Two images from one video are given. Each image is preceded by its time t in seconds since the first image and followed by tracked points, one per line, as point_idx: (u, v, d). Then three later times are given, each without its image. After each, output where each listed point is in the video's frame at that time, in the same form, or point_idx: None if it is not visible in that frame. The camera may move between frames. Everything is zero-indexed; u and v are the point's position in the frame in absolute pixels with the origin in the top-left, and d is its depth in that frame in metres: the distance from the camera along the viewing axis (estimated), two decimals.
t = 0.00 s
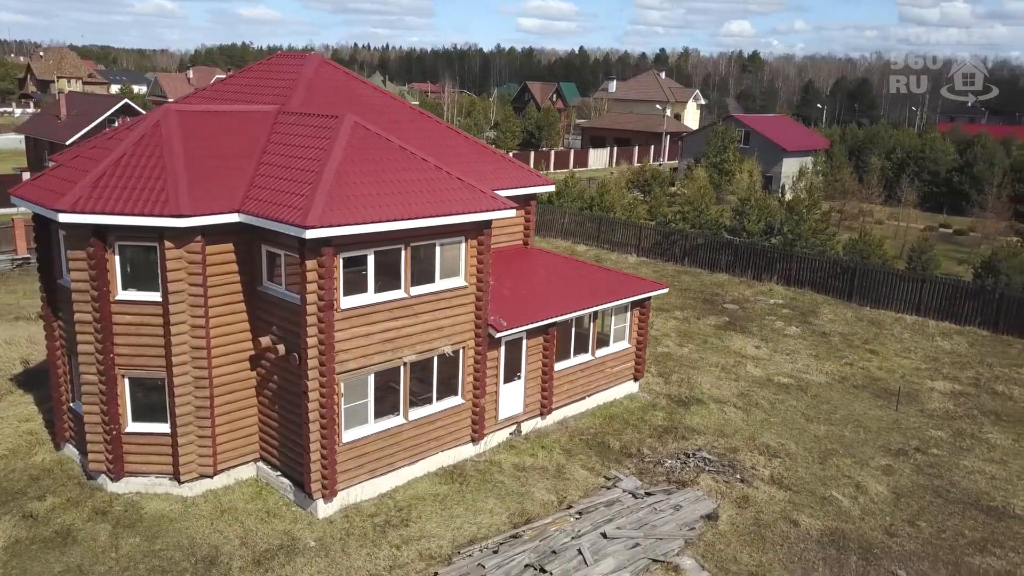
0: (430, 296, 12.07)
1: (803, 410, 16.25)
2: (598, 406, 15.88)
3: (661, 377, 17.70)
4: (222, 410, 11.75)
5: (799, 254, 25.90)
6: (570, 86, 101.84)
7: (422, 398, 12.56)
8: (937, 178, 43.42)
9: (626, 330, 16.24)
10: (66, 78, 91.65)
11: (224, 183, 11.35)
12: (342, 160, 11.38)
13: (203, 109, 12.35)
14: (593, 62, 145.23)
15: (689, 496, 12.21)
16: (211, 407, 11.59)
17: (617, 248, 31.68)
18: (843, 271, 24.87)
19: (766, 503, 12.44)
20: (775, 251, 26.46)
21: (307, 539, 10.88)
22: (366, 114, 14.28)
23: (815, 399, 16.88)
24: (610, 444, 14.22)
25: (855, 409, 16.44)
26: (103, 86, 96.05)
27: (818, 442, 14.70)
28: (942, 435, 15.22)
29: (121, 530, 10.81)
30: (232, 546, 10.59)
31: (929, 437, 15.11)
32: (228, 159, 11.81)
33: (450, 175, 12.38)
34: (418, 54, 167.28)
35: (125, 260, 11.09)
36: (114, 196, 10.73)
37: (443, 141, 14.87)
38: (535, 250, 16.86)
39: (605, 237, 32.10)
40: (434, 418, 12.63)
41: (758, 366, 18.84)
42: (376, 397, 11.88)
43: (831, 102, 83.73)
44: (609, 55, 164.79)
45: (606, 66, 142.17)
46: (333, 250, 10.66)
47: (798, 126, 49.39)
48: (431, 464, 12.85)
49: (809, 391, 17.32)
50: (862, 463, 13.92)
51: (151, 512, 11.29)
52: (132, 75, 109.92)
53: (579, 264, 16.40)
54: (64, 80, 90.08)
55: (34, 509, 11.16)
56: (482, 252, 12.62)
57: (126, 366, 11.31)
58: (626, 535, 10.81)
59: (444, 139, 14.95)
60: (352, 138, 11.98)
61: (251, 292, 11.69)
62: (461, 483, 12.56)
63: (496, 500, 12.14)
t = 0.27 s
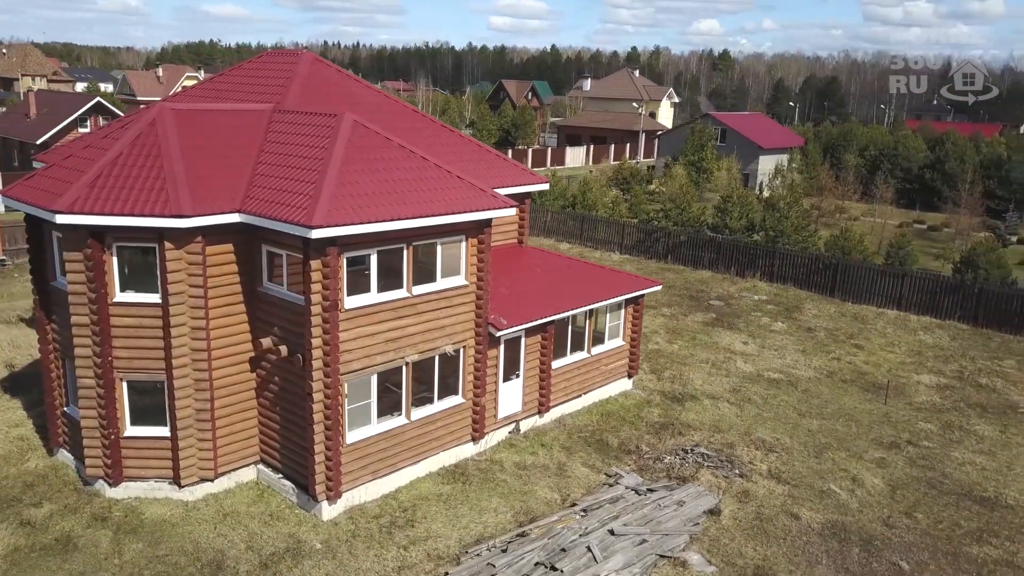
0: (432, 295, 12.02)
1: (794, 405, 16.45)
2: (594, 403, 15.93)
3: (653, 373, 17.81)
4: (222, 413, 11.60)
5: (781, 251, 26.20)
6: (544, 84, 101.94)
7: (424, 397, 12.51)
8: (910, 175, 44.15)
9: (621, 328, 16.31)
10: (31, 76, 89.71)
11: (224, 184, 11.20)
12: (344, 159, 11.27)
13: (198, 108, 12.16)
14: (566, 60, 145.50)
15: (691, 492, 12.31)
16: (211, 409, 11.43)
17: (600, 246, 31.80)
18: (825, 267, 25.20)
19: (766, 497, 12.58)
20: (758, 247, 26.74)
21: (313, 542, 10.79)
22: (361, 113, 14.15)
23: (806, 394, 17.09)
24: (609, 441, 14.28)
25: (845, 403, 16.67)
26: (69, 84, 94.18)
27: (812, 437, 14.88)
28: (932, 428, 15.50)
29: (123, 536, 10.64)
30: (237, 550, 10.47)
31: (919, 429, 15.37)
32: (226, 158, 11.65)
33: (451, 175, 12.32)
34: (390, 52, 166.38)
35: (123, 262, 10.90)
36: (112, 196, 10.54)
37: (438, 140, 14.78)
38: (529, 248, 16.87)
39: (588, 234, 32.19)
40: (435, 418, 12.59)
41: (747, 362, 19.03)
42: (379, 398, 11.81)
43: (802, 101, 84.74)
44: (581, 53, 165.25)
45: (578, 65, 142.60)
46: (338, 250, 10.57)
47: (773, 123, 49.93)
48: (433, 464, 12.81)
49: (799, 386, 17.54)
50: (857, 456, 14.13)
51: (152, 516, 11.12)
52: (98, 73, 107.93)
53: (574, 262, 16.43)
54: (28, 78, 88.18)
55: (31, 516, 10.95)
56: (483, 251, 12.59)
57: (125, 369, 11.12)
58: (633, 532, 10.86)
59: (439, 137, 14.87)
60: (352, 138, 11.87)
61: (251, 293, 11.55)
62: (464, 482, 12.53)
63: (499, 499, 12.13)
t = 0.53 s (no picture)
0: (435, 296, 11.96)
1: (789, 401, 16.62)
2: (591, 402, 15.97)
3: (648, 372, 17.89)
4: (224, 417, 11.45)
5: (766, 249, 26.47)
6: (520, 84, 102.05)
7: (427, 398, 12.45)
8: (885, 173, 44.83)
9: (617, 327, 16.36)
10: None
11: (225, 185, 11.05)
12: (347, 159, 11.18)
13: (196, 108, 11.98)
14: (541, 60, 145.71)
15: (695, 489, 12.38)
16: (214, 413, 11.28)
17: (585, 245, 31.90)
18: (809, 264, 25.50)
19: (768, 493, 12.69)
20: (743, 245, 26.98)
21: (321, 545, 10.69)
22: (358, 113, 14.04)
23: (799, 390, 17.28)
24: (609, 440, 14.31)
25: (838, 399, 16.88)
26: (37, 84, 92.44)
27: (808, 432, 15.05)
28: (924, 422, 15.74)
29: (127, 543, 10.46)
30: (244, 556, 10.34)
31: (912, 424, 15.61)
32: (226, 159, 11.49)
33: (453, 175, 12.27)
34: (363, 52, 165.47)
35: (124, 264, 10.72)
36: (113, 197, 10.35)
37: (436, 140, 14.70)
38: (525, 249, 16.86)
39: (573, 234, 32.28)
40: (438, 419, 12.53)
41: (739, 359, 19.19)
42: (384, 399, 11.73)
43: (775, 100, 85.70)
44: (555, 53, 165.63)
45: (553, 66, 142.97)
46: (345, 251, 10.48)
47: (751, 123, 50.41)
48: (436, 466, 12.75)
49: (791, 383, 17.73)
50: (854, 451, 14.31)
51: (154, 523, 10.95)
52: (66, 73, 106.05)
53: (569, 261, 16.45)
54: None
55: (31, 524, 10.74)
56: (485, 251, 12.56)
57: (125, 373, 10.94)
58: (642, 530, 10.88)
59: (436, 137, 14.79)
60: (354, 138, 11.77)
61: (254, 296, 11.41)
62: (468, 483, 12.50)
63: (505, 499, 12.12)
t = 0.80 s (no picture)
0: (441, 296, 11.91)
1: (784, 398, 16.78)
2: (589, 402, 16.00)
3: (643, 371, 17.97)
4: (229, 420, 11.30)
5: (752, 247, 26.71)
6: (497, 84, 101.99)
7: (432, 400, 12.39)
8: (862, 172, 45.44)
9: (614, 326, 16.40)
10: None
11: (229, 186, 10.91)
12: (353, 160, 11.08)
13: (196, 108, 11.80)
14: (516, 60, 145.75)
15: (700, 486, 12.46)
16: (219, 417, 11.13)
17: (571, 245, 31.95)
18: (795, 263, 25.77)
19: (771, 489, 12.81)
20: (729, 244, 27.19)
21: (331, 549, 10.60)
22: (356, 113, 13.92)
23: (792, 387, 17.46)
24: (611, 439, 14.35)
25: (831, 395, 17.07)
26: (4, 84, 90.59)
27: (806, 429, 15.21)
28: (917, 418, 15.97)
29: (132, 550, 10.29)
30: (254, 561, 10.22)
31: (905, 420, 15.83)
32: (228, 160, 11.34)
33: (457, 175, 12.21)
34: (337, 52, 164.36)
35: (126, 267, 10.55)
36: (116, 199, 10.17)
37: (434, 140, 14.62)
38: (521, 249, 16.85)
39: (559, 233, 32.32)
40: (443, 420, 12.47)
41: (732, 357, 19.33)
42: (390, 401, 11.65)
43: (750, 101, 86.53)
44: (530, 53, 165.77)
45: (528, 66, 143.12)
46: (353, 252, 10.39)
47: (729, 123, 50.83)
48: (440, 467, 12.69)
49: (785, 380, 17.90)
50: (851, 447, 14.48)
51: (159, 529, 10.79)
52: (34, 73, 104.10)
53: (566, 261, 16.47)
54: None
55: (32, 533, 10.53)
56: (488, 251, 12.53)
57: (128, 378, 10.75)
58: (652, 528, 10.91)
59: (434, 137, 14.71)
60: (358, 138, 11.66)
61: (258, 298, 11.28)
62: (474, 484, 12.46)
63: (512, 499, 12.10)
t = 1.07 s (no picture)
0: (444, 298, 11.83)
1: (776, 396, 16.93)
2: (585, 402, 16.02)
3: (635, 370, 18.03)
4: (231, 426, 11.12)
5: (735, 246, 26.94)
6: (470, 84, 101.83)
7: (435, 403, 12.31)
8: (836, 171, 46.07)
9: (609, 326, 16.44)
10: None
11: (230, 189, 10.74)
12: (356, 161, 10.96)
13: (193, 109, 11.60)
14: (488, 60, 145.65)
15: (703, 485, 12.52)
16: (221, 423, 10.95)
17: (554, 245, 31.99)
18: (778, 261, 26.04)
19: (771, 486, 12.92)
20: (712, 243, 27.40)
21: (339, 556, 10.48)
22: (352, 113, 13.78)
23: (783, 385, 17.63)
24: (610, 439, 14.37)
25: (822, 393, 17.27)
26: None
27: (800, 426, 15.36)
28: (908, 414, 16.21)
29: (136, 560, 10.09)
30: (261, 569, 10.07)
31: (896, 415, 16.06)
32: (228, 162, 11.17)
33: (458, 176, 12.15)
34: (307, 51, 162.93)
35: (126, 272, 10.33)
36: (116, 203, 9.95)
37: (430, 140, 14.52)
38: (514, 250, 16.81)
39: (542, 234, 32.33)
40: (446, 423, 12.40)
41: (722, 356, 19.47)
42: (394, 405, 11.55)
43: (722, 101, 87.31)
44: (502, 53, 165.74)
45: (500, 66, 143.18)
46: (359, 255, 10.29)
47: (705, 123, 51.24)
48: (443, 470, 12.62)
49: (776, 378, 18.07)
50: (846, 443, 14.65)
51: (162, 538, 10.59)
52: None
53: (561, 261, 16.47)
54: None
55: (31, 545, 10.28)
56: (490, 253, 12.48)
57: (128, 385, 10.53)
58: (660, 529, 10.94)
59: (430, 138, 14.61)
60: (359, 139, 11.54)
61: (259, 302, 11.11)
62: (477, 487, 12.41)
63: (517, 501, 12.06)
